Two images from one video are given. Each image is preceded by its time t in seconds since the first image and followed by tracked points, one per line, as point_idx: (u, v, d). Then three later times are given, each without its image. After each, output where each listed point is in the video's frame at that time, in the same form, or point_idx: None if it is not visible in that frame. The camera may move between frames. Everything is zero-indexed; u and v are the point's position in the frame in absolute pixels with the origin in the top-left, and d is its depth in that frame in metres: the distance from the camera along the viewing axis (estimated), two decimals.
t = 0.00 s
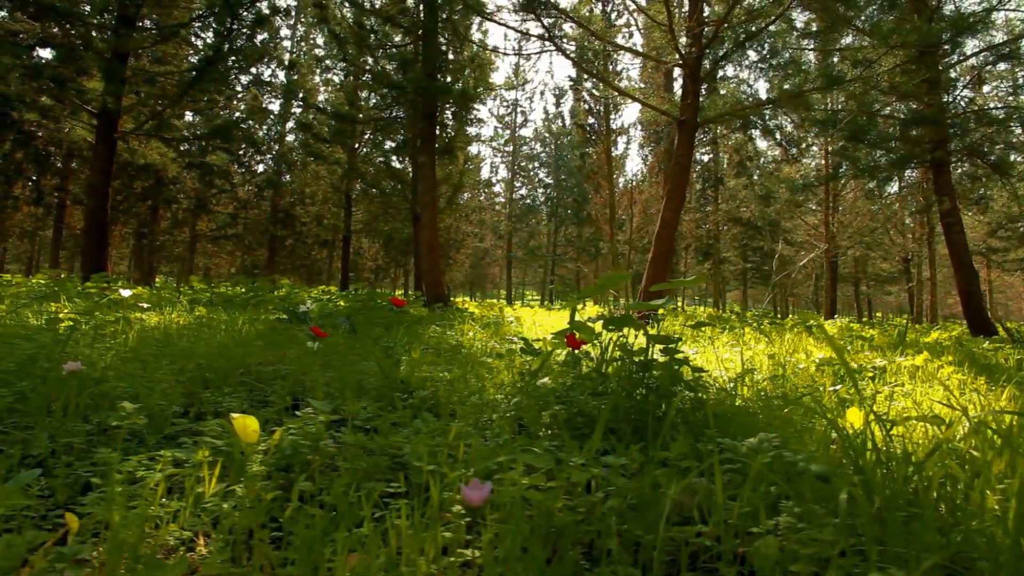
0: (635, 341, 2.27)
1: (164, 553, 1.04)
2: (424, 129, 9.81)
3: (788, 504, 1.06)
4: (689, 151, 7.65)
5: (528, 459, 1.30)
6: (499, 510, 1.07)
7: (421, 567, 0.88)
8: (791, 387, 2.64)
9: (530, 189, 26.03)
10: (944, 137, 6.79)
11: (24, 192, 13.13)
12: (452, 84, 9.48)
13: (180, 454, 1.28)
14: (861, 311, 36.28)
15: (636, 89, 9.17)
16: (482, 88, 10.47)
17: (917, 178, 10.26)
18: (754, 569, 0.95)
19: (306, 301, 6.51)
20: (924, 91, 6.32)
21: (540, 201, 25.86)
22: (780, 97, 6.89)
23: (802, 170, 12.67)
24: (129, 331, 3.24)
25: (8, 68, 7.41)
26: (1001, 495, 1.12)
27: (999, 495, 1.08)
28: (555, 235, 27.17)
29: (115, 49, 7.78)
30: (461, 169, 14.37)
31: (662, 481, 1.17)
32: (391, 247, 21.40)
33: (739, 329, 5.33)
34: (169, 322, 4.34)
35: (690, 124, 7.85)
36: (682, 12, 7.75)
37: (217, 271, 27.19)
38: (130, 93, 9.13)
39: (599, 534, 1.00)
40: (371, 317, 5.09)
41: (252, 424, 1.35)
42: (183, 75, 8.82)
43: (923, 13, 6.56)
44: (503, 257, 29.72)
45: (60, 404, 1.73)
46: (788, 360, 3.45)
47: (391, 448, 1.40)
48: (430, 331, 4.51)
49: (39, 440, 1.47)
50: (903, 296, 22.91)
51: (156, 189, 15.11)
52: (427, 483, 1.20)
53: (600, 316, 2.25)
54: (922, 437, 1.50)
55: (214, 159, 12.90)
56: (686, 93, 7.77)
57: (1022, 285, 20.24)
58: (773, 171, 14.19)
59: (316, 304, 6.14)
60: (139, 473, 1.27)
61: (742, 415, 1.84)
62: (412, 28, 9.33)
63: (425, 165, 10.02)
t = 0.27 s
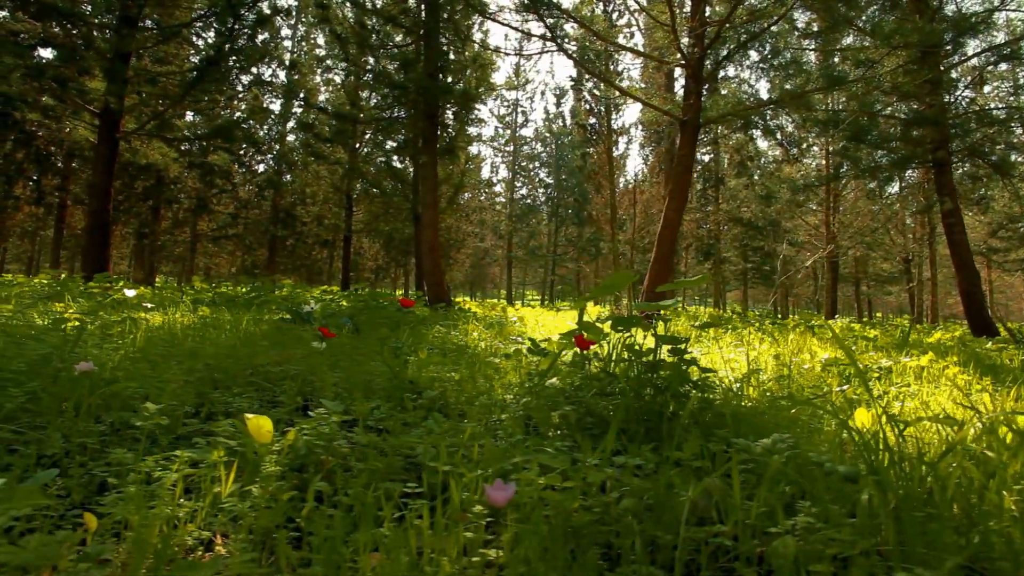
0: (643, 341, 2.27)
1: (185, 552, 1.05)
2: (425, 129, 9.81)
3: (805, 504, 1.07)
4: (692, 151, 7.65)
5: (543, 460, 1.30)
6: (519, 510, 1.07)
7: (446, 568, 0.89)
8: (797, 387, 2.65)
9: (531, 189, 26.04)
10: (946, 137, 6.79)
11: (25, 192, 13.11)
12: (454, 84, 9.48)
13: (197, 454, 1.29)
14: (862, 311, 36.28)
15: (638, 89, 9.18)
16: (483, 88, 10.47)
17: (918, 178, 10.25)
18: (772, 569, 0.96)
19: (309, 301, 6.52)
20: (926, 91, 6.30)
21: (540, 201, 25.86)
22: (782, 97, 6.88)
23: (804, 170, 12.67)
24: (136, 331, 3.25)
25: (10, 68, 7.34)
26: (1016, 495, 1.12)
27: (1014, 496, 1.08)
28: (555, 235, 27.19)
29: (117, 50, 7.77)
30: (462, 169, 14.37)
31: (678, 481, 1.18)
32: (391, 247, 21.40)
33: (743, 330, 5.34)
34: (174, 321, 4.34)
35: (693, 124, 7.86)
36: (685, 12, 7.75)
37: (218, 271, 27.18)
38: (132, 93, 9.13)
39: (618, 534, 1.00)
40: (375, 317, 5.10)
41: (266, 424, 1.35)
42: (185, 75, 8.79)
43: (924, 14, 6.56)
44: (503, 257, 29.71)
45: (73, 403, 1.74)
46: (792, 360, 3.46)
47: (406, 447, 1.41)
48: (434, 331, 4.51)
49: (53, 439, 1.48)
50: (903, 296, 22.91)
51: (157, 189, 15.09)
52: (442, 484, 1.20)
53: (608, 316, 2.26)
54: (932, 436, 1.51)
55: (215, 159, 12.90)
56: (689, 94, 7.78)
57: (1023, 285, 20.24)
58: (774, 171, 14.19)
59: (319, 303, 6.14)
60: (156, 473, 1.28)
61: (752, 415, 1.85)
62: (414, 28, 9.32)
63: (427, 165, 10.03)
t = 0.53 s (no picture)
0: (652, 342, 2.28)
1: (208, 553, 1.05)
2: (428, 129, 9.81)
3: (824, 504, 1.08)
4: (695, 152, 7.66)
5: (560, 460, 1.31)
6: (541, 510, 1.08)
7: (474, 566, 0.90)
8: (805, 387, 2.66)
9: (531, 189, 26.03)
10: (948, 137, 6.79)
11: (26, 192, 13.10)
12: (456, 84, 9.48)
13: (215, 455, 1.30)
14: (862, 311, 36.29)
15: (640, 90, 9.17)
16: (484, 88, 10.48)
17: (920, 179, 10.26)
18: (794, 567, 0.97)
19: (312, 301, 6.52)
20: (927, 92, 6.30)
21: (541, 201, 25.86)
22: (784, 98, 6.87)
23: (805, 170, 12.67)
24: (144, 331, 3.26)
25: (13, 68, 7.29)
26: None
27: None
28: (556, 236, 27.19)
29: (120, 49, 7.75)
30: (464, 169, 14.36)
31: (695, 482, 1.19)
32: (392, 247, 21.39)
33: (747, 330, 5.34)
34: (178, 322, 4.35)
35: (696, 125, 7.87)
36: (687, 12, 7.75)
37: (219, 271, 27.17)
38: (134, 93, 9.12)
39: (640, 532, 1.01)
40: (379, 317, 5.11)
41: (283, 425, 1.36)
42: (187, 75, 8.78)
43: (926, 14, 6.56)
44: (504, 257, 29.71)
45: (87, 404, 1.75)
46: (798, 360, 3.48)
47: (422, 448, 1.42)
48: (438, 332, 4.52)
49: (70, 440, 1.49)
50: (904, 296, 22.91)
51: (158, 189, 15.09)
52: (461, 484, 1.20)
53: (617, 317, 2.27)
54: (945, 438, 1.52)
55: (217, 159, 12.89)
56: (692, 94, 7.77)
57: None
58: (775, 171, 14.20)
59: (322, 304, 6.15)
60: (175, 474, 1.28)
61: (763, 416, 1.86)
62: (416, 29, 9.31)
63: (429, 166, 10.03)
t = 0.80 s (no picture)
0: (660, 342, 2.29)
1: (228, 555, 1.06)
2: (429, 129, 9.81)
3: (840, 504, 1.09)
4: (697, 152, 7.66)
5: (575, 461, 1.32)
6: (559, 510, 1.08)
7: (496, 567, 0.90)
8: (811, 387, 2.67)
9: (532, 189, 26.02)
10: (950, 137, 6.79)
11: (27, 192, 13.07)
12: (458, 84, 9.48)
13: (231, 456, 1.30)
14: (862, 311, 36.30)
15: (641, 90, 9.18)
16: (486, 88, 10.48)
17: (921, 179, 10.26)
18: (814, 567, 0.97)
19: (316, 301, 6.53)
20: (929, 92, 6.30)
21: (541, 201, 25.86)
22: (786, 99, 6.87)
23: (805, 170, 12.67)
24: (149, 332, 3.26)
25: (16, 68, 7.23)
26: None
27: None
28: (556, 235, 27.20)
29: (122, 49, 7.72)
30: (464, 169, 14.37)
31: (711, 483, 1.20)
32: (392, 247, 21.38)
33: (749, 329, 5.36)
34: (182, 322, 4.35)
35: (698, 125, 7.86)
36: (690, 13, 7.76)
37: (219, 271, 27.16)
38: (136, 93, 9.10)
39: (660, 533, 1.01)
40: (383, 317, 5.12)
41: (297, 427, 1.35)
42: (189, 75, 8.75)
43: (928, 13, 6.55)
44: (505, 257, 29.71)
45: (99, 404, 1.75)
46: (804, 360, 3.48)
47: (436, 449, 1.42)
48: (442, 331, 4.53)
49: (84, 441, 1.50)
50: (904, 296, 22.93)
51: (159, 189, 15.07)
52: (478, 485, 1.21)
53: (626, 317, 2.27)
54: (958, 439, 1.52)
55: (218, 159, 12.89)
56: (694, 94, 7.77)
57: None
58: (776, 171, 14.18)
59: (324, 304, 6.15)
60: (190, 475, 1.29)
61: (773, 415, 1.86)
62: (417, 29, 9.30)
63: (430, 166, 10.03)
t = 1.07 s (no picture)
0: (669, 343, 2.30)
1: (247, 556, 1.06)
2: (430, 129, 9.82)
3: (857, 504, 1.09)
4: (700, 153, 7.66)
5: (590, 463, 1.32)
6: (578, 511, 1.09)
7: (519, 567, 0.90)
8: (818, 387, 2.68)
9: (532, 189, 26.02)
10: (951, 138, 6.79)
11: (28, 192, 13.07)
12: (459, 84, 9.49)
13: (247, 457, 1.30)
14: (862, 310, 36.29)
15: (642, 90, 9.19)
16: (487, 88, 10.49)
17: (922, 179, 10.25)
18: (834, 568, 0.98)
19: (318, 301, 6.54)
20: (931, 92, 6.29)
21: (541, 201, 25.87)
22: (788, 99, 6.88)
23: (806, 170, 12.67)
24: (156, 332, 3.27)
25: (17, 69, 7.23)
26: None
27: None
28: (557, 235, 27.21)
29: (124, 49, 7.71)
30: (465, 169, 14.38)
31: (726, 483, 1.20)
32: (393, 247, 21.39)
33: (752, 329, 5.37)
34: (186, 322, 4.36)
35: (700, 126, 7.87)
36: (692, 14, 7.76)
37: (220, 271, 27.17)
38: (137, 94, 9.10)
39: (680, 533, 1.02)
40: (386, 317, 5.13)
41: (309, 428, 1.35)
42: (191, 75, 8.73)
43: (927, 14, 6.55)
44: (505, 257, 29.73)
45: (112, 405, 1.76)
46: (809, 361, 3.49)
47: (449, 449, 1.43)
48: (445, 331, 4.54)
49: (98, 441, 1.50)
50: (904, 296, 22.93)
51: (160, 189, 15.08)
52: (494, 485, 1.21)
53: (634, 318, 2.28)
54: (969, 441, 1.53)
55: (219, 160, 12.89)
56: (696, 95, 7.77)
57: None
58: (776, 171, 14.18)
59: (327, 304, 6.16)
60: (206, 475, 1.29)
61: (782, 415, 1.87)
62: (418, 29, 9.30)
63: (432, 166, 10.03)
